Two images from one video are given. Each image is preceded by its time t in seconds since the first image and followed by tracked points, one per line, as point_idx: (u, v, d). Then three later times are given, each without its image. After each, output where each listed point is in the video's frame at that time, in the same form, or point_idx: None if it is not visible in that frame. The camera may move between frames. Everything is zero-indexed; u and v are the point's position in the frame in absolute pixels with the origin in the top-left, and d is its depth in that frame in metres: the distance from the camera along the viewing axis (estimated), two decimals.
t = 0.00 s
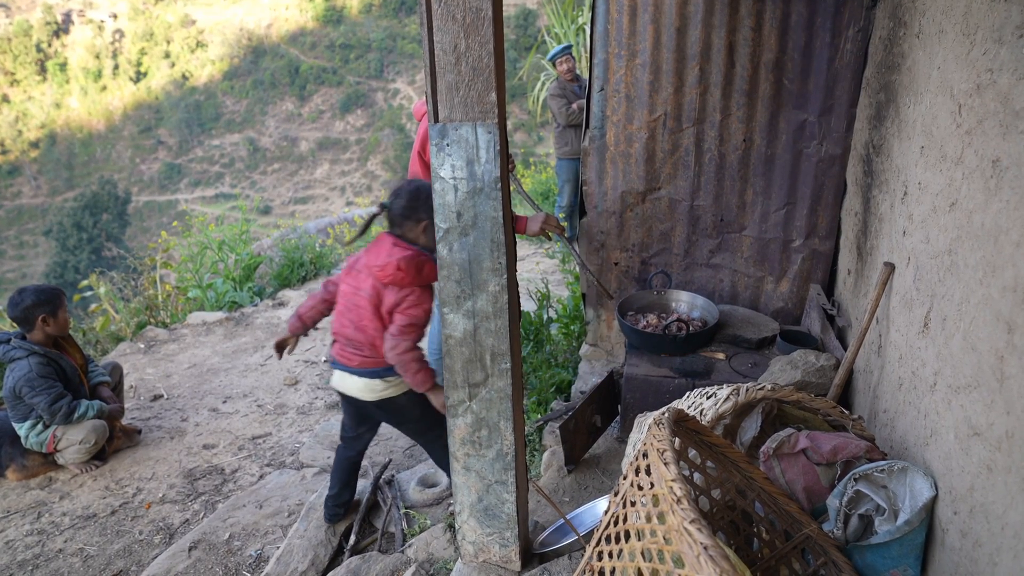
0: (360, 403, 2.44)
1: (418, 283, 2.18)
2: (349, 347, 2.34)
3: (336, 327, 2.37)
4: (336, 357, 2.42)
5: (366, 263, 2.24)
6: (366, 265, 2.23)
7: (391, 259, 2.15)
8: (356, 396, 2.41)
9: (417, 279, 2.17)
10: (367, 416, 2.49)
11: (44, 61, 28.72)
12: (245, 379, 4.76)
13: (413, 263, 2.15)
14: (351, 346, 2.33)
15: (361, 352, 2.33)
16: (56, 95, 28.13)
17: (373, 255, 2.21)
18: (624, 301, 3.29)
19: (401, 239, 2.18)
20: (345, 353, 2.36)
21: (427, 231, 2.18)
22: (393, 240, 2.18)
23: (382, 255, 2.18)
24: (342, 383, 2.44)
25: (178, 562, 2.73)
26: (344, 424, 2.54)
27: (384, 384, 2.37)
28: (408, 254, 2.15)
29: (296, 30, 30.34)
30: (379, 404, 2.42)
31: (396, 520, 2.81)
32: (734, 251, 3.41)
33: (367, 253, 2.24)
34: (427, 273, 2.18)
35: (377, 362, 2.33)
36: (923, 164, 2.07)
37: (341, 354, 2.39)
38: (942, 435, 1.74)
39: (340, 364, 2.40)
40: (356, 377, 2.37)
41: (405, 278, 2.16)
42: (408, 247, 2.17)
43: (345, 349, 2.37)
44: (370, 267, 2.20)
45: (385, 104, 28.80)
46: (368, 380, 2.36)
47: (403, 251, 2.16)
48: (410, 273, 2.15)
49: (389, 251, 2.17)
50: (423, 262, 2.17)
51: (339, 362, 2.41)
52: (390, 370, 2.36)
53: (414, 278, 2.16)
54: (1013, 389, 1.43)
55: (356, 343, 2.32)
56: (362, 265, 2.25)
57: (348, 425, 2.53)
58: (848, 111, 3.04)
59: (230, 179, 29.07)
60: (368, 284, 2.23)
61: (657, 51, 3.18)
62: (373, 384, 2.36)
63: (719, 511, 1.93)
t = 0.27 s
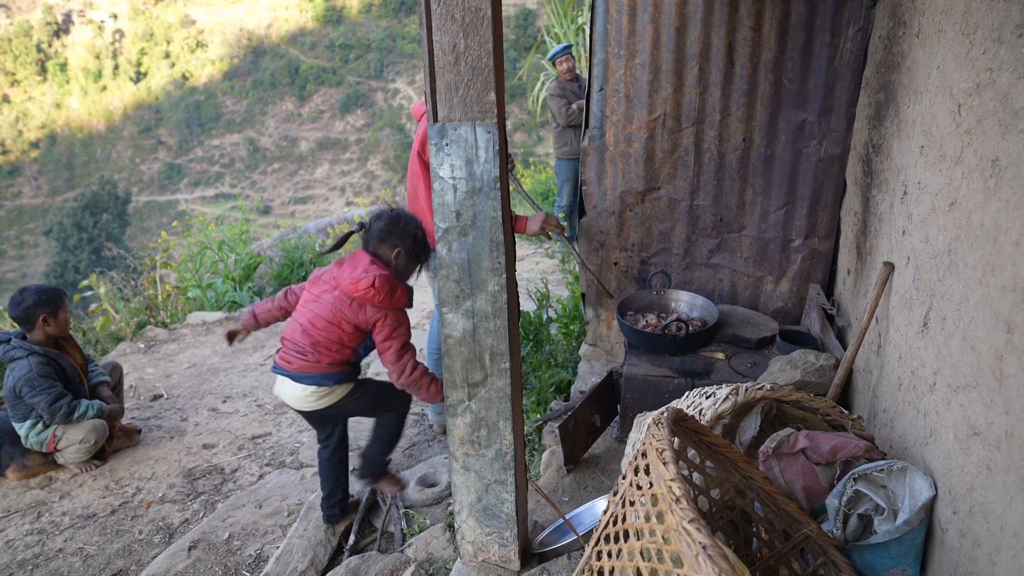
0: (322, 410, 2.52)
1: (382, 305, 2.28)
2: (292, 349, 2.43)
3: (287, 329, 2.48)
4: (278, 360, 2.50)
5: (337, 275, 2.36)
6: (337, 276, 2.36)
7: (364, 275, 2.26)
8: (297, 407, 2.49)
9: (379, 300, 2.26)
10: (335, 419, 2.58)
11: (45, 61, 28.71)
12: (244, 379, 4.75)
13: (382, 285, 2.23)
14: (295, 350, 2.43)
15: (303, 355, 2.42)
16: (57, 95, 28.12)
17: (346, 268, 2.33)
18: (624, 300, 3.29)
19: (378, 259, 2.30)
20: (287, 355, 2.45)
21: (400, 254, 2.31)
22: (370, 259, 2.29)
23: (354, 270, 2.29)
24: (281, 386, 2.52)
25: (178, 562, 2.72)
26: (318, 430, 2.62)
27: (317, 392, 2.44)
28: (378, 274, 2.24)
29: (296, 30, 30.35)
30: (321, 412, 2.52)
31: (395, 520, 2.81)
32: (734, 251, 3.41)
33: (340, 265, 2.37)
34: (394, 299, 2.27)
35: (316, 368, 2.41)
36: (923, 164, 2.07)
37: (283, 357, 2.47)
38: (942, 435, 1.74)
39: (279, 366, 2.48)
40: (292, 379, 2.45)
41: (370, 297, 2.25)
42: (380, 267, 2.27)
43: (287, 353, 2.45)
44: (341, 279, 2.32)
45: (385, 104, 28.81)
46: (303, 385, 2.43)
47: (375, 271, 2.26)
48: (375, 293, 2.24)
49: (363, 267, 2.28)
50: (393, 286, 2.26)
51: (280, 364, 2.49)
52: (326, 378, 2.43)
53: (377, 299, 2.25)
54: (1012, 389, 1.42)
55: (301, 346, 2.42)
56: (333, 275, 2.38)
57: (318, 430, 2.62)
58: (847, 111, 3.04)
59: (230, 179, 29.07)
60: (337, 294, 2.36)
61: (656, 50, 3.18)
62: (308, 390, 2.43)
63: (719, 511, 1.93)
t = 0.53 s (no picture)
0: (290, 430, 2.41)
1: (382, 336, 2.27)
2: (277, 362, 2.36)
3: (276, 342, 2.41)
4: (259, 372, 2.41)
5: (339, 298, 2.33)
6: (339, 300, 2.33)
7: (371, 303, 2.25)
8: (266, 417, 2.38)
9: (380, 331, 2.26)
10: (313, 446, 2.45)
11: (44, 62, 28.71)
12: (244, 380, 4.76)
13: (387, 317, 2.24)
14: (281, 362, 2.35)
15: (287, 370, 2.34)
16: (56, 96, 28.12)
17: (351, 294, 2.31)
18: (624, 300, 3.30)
19: (385, 291, 2.29)
20: (270, 366, 2.37)
21: (403, 287, 2.29)
22: (377, 289, 2.28)
23: (359, 297, 2.28)
24: (258, 399, 2.41)
25: (178, 563, 2.72)
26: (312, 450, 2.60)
27: (292, 410, 2.33)
28: (385, 305, 2.25)
29: (295, 31, 30.37)
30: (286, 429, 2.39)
31: (395, 520, 2.79)
32: (733, 250, 3.41)
33: (343, 290, 2.35)
34: (395, 333, 2.27)
35: (296, 386, 2.32)
36: (921, 163, 2.07)
37: (266, 369, 2.39)
38: (940, 434, 1.74)
39: (260, 377, 2.39)
40: (270, 393, 2.35)
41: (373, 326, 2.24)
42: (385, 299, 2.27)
43: (272, 365, 2.37)
44: (343, 304, 2.30)
45: (385, 105, 28.84)
46: (280, 400, 2.32)
47: (382, 302, 2.26)
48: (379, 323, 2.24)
49: (369, 295, 2.27)
50: (396, 320, 2.27)
51: (261, 376, 2.40)
52: (304, 399, 2.32)
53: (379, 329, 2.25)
54: (1010, 388, 1.42)
55: (287, 361, 2.34)
56: (334, 298, 2.35)
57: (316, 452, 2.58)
58: (846, 111, 3.04)
59: (230, 180, 29.09)
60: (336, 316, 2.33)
61: (655, 50, 3.18)
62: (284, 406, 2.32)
63: (718, 510, 1.93)
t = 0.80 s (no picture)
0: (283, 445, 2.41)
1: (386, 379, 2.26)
2: (277, 374, 2.37)
3: (281, 354, 2.43)
4: (258, 380, 2.42)
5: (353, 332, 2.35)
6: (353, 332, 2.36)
7: (383, 345, 2.24)
8: (255, 428, 2.38)
9: (387, 374, 2.24)
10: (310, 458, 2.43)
11: (44, 63, 28.71)
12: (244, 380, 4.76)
13: (397, 361, 2.23)
14: (281, 375, 2.36)
15: (286, 384, 2.34)
16: (56, 97, 28.12)
17: (363, 332, 2.30)
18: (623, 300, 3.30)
19: (398, 336, 2.28)
20: (270, 377, 2.38)
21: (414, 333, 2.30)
22: (392, 331, 2.28)
23: (373, 336, 2.27)
24: (248, 406, 2.41)
25: (177, 563, 2.73)
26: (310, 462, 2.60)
27: (282, 423, 2.33)
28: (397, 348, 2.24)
29: (295, 31, 30.38)
30: (278, 442, 2.39)
31: (394, 520, 2.79)
32: (732, 250, 3.41)
33: (358, 324, 2.37)
34: (400, 379, 2.25)
35: (292, 401, 2.32)
36: (920, 163, 2.07)
37: (264, 378, 2.39)
38: (939, 433, 1.74)
39: (257, 385, 2.40)
40: (264, 402, 2.35)
41: (380, 368, 2.23)
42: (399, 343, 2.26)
43: (271, 376, 2.38)
44: (355, 338, 2.30)
45: (385, 105, 28.86)
46: (272, 410, 2.33)
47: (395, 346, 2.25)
48: (387, 367, 2.23)
49: (383, 336, 2.27)
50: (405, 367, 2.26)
51: (258, 384, 2.41)
52: (297, 414, 2.32)
53: (387, 373, 2.24)
54: (1009, 387, 1.43)
55: (287, 375, 2.36)
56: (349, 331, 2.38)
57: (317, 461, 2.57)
58: (846, 110, 3.04)
59: (230, 180, 29.10)
60: (347, 348, 2.36)
61: (654, 50, 3.18)
62: (276, 416, 2.33)
63: (717, 509, 1.92)
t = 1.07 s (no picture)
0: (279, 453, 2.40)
1: (393, 403, 2.35)
2: (285, 386, 2.37)
3: (288, 366, 2.42)
4: (262, 388, 2.40)
5: (362, 353, 2.40)
6: (362, 354, 2.40)
7: (394, 370, 2.33)
8: (251, 438, 2.37)
9: (396, 400, 2.34)
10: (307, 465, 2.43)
11: (44, 63, 28.71)
12: (244, 380, 4.76)
13: (408, 388, 2.32)
14: (289, 386, 2.36)
15: (295, 398, 2.35)
16: (56, 97, 28.12)
17: (372, 356, 2.37)
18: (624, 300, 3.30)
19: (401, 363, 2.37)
20: (277, 388, 2.37)
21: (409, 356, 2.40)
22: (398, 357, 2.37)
23: (384, 361, 2.35)
24: (249, 414, 2.39)
25: (177, 563, 2.72)
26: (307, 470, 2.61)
27: (284, 434, 2.34)
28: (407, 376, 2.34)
29: (295, 31, 30.39)
30: (274, 453, 2.40)
31: (394, 520, 2.79)
32: (731, 250, 3.41)
33: (367, 347, 2.42)
34: (407, 405, 2.35)
35: (300, 414, 2.34)
36: (920, 163, 2.07)
37: (270, 388, 2.38)
38: (938, 433, 1.74)
39: (263, 394, 2.38)
40: (269, 412, 2.34)
41: (391, 395, 2.32)
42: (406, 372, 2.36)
43: (278, 386, 2.37)
44: (366, 362, 2.36)
45: (385, 105, 28.87)
46: (278, 421, 2.33)
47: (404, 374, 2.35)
48: (396, 394, 2.32)
49: (391, 361, 2.35)
50: (412, 393, 2.37)
51: (263, 392, 2.39)
52: (303, 428, 2.35)
53: (395, 399, 2.34)
54: (1009, 386, 1.42)
55: (296, 389, 2.36)
56: (356, 352, 2.42)
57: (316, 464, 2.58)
58: (846, 110, 3.04)
59: (230, 180, 29.11)
60: (355, 369, 2.41)
61: (654, 50, 3.18)
62: (281, 427, 2.33)
63: (717, 509, 1.91)
